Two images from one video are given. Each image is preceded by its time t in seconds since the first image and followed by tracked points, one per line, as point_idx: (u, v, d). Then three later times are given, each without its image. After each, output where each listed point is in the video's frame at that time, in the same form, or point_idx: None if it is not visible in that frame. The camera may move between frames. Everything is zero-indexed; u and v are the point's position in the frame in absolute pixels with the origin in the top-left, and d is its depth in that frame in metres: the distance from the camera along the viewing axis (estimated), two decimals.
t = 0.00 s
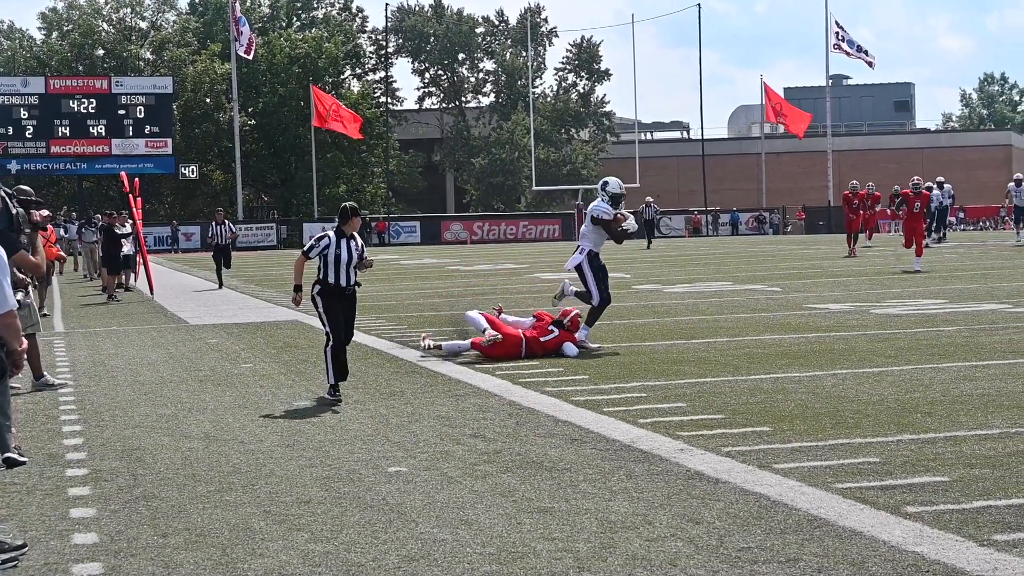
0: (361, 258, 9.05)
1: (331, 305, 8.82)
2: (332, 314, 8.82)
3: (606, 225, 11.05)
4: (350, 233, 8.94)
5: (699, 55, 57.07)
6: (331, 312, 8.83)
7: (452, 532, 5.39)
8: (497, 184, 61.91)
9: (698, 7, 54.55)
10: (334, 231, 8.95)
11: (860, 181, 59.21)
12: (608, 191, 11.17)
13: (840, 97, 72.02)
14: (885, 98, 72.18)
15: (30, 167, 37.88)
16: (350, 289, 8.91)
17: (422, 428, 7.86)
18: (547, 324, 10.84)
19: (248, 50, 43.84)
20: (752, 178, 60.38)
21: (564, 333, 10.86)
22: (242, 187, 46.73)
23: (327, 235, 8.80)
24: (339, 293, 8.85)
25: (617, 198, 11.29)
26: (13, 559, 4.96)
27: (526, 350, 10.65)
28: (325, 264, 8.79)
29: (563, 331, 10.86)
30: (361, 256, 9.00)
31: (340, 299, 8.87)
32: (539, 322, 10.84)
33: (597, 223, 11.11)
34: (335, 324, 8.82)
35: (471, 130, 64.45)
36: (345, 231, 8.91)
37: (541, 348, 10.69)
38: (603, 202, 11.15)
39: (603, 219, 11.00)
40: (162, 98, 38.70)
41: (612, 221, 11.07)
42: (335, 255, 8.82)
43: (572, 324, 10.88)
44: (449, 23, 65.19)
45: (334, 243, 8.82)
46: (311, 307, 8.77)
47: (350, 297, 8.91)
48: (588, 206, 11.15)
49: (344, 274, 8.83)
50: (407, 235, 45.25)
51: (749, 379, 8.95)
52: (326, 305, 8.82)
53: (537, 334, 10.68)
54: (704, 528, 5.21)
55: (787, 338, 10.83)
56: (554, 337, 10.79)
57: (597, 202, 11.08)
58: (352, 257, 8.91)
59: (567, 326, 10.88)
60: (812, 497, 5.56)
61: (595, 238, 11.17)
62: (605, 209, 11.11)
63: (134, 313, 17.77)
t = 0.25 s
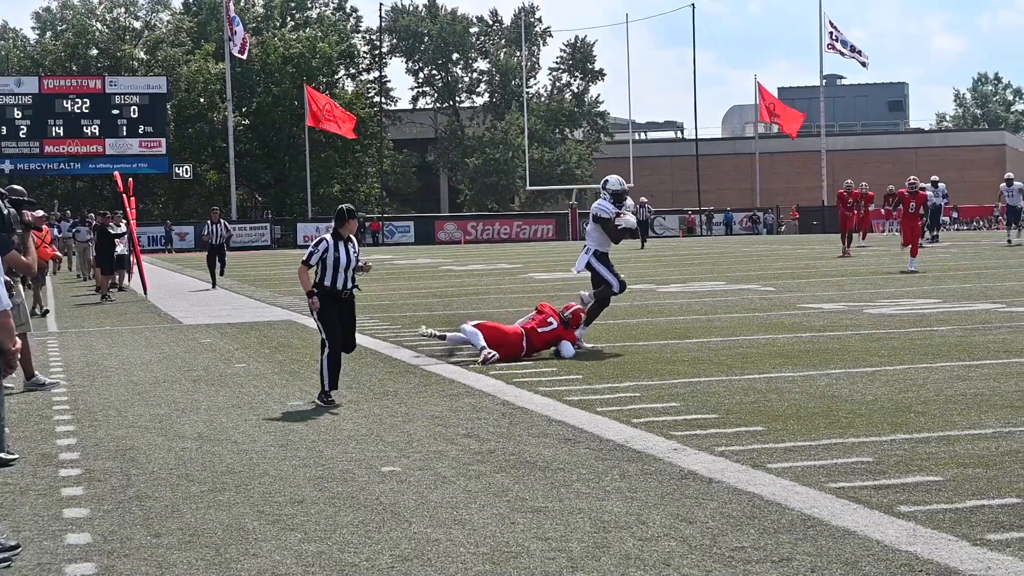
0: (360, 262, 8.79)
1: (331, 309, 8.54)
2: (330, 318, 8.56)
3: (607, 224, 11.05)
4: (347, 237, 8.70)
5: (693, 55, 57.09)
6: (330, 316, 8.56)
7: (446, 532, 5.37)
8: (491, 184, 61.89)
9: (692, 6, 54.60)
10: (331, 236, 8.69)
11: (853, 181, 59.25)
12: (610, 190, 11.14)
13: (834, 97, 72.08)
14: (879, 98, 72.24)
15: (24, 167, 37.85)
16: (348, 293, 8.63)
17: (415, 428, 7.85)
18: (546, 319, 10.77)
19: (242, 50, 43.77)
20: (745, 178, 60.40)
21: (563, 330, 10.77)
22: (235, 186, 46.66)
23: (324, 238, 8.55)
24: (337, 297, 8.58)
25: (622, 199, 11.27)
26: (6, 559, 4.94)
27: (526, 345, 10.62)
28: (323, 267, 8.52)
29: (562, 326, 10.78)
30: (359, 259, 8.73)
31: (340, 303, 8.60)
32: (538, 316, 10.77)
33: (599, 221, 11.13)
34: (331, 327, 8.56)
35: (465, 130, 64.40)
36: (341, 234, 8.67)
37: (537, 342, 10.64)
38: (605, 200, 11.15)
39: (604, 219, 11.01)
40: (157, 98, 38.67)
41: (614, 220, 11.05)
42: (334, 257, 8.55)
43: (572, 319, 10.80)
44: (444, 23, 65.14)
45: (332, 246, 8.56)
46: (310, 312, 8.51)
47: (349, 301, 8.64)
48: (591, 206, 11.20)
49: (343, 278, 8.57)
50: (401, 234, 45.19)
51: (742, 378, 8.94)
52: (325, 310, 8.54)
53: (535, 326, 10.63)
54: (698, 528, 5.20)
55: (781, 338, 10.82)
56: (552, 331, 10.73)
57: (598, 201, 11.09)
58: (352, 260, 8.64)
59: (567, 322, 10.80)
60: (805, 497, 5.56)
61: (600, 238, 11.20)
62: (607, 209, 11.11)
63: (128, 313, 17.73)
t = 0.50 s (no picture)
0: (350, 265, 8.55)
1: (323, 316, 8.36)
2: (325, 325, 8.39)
3: (603, 222, 10.94)
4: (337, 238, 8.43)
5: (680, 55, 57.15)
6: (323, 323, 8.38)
7: (432, 532, 5.35)
8: (478, 184, 61.88)
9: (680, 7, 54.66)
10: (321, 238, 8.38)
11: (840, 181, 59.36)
12: (604, 187, 11.00)
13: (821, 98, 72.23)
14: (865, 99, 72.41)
15: (10, 167, 37.59)
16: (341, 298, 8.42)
17: (401, 428, 7.82)
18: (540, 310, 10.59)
19: (230, 50, 43.63)
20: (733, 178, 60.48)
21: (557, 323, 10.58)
22: (222, 186, 46.53)
23: (316, 243, 8.29)
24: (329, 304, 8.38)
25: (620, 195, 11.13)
26: None
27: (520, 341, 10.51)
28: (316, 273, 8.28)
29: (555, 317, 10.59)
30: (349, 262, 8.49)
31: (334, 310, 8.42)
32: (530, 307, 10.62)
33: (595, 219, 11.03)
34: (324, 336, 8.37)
35: (452, 130, 64.37)
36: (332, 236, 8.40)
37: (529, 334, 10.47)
38: (601, 197, 11.03)
39: (597, 218, 10.92)
40: (143, 98, 38.58)
41: (610, 217, 10.93)
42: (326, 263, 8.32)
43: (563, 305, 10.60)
44: (431, 23, 65.08)
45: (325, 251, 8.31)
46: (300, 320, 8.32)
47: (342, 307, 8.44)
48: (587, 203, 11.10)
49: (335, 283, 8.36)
50: (388, 234, 45.10)
51: (729, 378, 8.93)
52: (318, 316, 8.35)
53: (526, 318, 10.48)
54: (684, 528, 5.18)
55: (768, 338, 10.81)
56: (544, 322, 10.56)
57: (593, 198, 11.00)
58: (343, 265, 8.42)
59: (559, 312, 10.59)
60: (791, 497, 5.55)
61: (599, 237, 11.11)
62: (603, 206, 11.00)
63: (114, 313, 17.66)
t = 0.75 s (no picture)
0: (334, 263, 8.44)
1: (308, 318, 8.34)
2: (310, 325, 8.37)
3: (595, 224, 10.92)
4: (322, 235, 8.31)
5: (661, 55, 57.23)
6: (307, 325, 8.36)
7: (413, 532, 5.32)
8: (458, 184, 61.82)
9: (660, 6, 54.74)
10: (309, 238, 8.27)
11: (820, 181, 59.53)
12: (594, 189, 10.99)
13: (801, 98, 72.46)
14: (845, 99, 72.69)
15: None
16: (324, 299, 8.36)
17: (383, 428, 7.79)
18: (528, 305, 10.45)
19: (210, 50, 43.42)
20: (713, 178, 60.60)
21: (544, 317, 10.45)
22: (202, 185, 46.36)
23: (305, 245, 8.17)
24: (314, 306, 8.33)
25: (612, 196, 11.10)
26: None
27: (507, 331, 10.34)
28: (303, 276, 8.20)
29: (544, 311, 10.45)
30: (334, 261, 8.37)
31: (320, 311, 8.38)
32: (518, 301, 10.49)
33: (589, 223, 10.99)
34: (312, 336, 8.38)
35: (433, 130, 64.29)
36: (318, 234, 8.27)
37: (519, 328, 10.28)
38: (591, 200, 11.02)
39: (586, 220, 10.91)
40: (124, 98, 38.35)
41: (599, 218, 10.91)
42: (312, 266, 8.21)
43: (549, 298, 10.45)
44: (412, 23, 64.98)
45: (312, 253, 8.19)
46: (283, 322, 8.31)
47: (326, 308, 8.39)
48: (579, 207, 11.10)
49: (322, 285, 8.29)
50: (369, 234, 44.98)
51: (710, 378, 8.94)
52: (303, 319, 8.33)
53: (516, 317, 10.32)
54: (664, 528, 5.17)
55: (748, 339, 10.82)
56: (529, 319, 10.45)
57: (583, 200, 11.00)
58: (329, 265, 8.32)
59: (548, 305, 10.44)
60: (772, 496, 5.55)
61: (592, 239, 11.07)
62: (593, 208, 10.99)
63: (95, 314, 17.56)
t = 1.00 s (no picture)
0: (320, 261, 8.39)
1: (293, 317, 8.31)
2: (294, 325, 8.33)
3: (591, 227, 10.73)
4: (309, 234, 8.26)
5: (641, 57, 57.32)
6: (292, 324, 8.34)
7: (392, 532, 5.29)
8: (439, 185, 61.81)
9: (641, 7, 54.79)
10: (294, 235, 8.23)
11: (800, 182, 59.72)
12: (587, 192, 10.80)
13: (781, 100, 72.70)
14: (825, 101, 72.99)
15: None
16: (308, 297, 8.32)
17: (362, 429, 7.75)
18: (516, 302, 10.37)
19: (190, 50, 43.21)
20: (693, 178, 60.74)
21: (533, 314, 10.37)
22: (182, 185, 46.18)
23: (293, 243, 8.12)
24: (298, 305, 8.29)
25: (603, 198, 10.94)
26: None
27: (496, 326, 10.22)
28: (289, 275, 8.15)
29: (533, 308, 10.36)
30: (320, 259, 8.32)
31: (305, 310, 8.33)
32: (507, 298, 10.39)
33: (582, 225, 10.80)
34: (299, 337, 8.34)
35: (414, 131, 64.26)
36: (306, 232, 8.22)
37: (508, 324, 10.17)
38: (584, 202, 10.84)
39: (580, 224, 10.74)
40: (104, 98, 38.11)
41: (594, 222, 10.74)
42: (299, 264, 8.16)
43: (540, 297, 10.33)
44: (393, 24, 64.92)
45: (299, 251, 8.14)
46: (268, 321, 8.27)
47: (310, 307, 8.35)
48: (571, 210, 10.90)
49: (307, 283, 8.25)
50: (350, 235, 44.83)
51: (690, 378, 8.94)
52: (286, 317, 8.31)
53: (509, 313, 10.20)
54: (644, 528, 5.16)
55: (728, 339, 10.84)
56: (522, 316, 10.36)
57: (575, 203, 10.82)
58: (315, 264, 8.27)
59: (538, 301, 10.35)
60: (751, 497, 5.54)
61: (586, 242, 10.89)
62: (587, 211, 10.81)
63: (74, 314, 17.47)
